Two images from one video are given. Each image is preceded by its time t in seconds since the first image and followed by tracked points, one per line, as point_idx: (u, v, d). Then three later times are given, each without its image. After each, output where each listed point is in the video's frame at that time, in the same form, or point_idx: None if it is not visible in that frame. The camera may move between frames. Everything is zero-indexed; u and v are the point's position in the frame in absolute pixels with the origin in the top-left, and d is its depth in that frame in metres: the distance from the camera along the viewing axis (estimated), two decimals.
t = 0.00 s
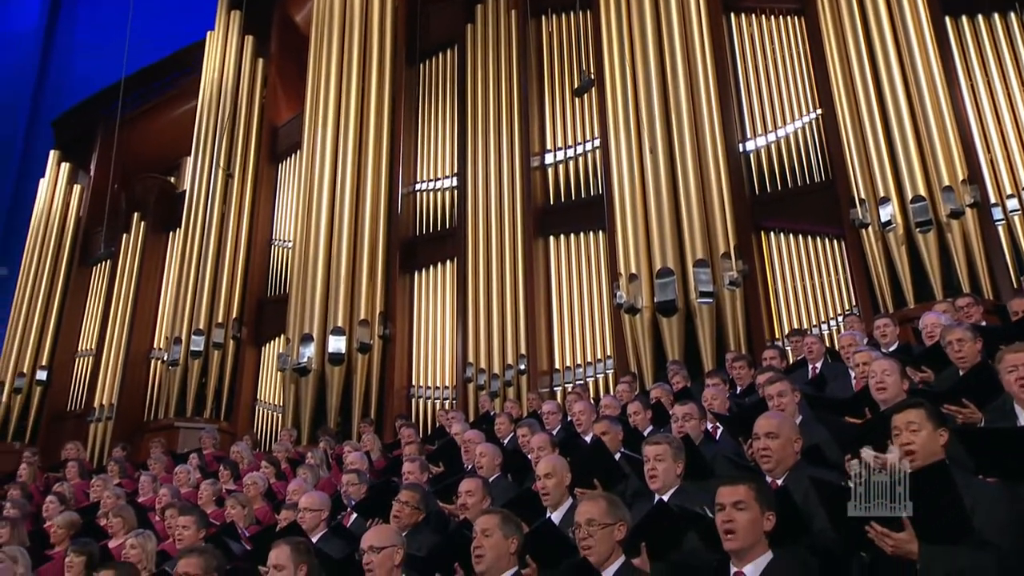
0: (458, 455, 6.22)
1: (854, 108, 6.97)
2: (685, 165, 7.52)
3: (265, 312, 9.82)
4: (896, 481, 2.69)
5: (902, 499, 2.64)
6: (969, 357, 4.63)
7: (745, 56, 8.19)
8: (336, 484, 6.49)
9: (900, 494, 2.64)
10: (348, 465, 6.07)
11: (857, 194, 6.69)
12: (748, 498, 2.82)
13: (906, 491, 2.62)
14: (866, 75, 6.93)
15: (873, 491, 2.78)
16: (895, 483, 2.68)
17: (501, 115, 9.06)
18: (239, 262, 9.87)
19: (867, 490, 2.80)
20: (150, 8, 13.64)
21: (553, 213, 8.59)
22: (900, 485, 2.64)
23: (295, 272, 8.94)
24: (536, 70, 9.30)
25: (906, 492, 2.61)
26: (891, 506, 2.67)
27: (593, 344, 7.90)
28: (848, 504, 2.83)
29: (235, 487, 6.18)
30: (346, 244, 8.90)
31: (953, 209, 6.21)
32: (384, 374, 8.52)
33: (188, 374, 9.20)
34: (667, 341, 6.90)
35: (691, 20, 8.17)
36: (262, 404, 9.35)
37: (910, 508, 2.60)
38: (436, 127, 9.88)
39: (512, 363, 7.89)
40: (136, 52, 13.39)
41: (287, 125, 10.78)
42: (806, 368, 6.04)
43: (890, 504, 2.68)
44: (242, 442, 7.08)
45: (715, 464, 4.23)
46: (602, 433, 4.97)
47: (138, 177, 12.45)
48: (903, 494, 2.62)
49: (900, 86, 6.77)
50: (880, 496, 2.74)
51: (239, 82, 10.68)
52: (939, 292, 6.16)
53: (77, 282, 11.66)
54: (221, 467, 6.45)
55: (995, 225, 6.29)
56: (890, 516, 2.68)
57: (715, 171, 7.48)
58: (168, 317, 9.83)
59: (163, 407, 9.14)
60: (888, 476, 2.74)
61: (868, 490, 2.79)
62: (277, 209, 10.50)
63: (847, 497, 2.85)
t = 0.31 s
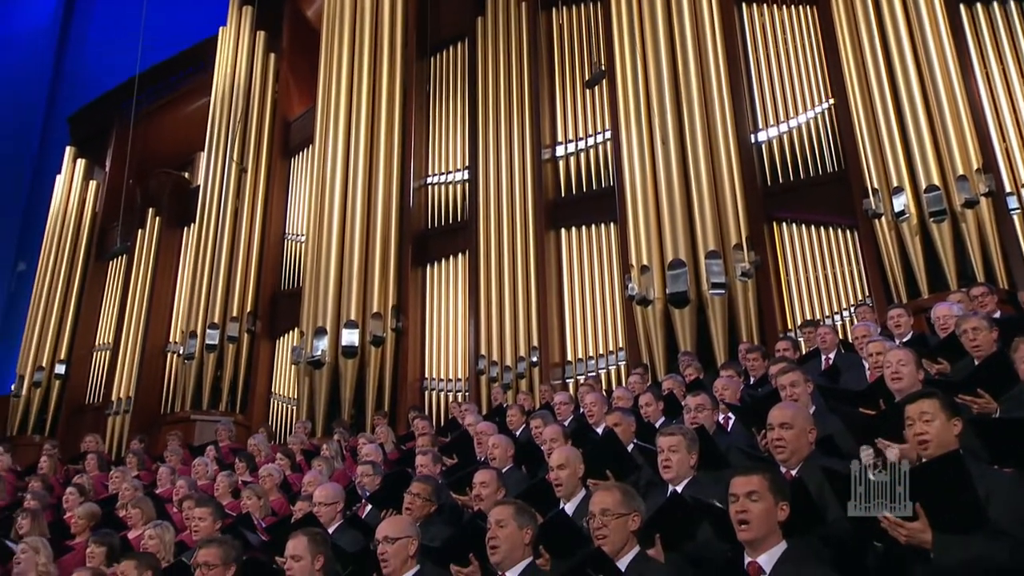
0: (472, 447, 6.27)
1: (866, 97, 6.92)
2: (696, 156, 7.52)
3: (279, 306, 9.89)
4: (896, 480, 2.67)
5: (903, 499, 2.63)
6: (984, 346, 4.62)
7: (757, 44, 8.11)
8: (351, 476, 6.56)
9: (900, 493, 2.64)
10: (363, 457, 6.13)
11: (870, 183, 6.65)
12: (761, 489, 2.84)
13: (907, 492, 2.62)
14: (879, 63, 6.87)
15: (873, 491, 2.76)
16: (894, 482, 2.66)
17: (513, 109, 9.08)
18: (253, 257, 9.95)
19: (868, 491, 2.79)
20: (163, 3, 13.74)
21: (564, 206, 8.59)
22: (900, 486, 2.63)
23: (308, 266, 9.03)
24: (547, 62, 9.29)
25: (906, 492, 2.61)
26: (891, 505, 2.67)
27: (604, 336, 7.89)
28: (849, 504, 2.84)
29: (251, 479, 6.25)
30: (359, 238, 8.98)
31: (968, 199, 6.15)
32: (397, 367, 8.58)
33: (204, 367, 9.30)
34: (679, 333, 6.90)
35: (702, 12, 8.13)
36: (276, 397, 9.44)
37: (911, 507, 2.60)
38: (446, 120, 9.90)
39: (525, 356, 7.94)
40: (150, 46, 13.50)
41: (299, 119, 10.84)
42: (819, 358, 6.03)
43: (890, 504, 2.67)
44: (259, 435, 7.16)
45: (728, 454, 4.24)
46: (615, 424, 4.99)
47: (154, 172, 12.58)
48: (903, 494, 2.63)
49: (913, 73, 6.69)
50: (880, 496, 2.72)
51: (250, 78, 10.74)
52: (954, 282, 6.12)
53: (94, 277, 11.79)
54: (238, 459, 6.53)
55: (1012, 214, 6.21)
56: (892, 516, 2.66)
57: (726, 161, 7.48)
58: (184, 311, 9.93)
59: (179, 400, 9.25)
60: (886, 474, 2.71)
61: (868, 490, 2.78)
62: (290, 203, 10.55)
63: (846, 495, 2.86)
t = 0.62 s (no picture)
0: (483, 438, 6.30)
1: (878, 85, 6.85)
2: (706, 148, 7.52)
3: (291, 300, 9.96)
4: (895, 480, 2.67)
5: (901, 499, 2.64)
6: (997, 337, 4.60)
7: (766, 33, 8.02)
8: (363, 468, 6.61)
9: (900, 493, 2.64)
10: (375, 449, 6.18)
11: (881, 174, 6.60)
12: (771, 480, 2.84)
13: (905, 492, 2.62)
14: (890, 51, 6.78)
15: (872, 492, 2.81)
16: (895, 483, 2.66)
17: (523, 102, 9.10)
18: (265, 252, 10.01)
19: (868, 491, 2.83)
20: None
21: (574, 199, 8.59)
22: (900, 486, 2.63)
23: (319, 260, 9.12)
24: (556, 54, 9.28)
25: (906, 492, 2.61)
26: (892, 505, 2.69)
27: (614, 328, 7.87)
28: (848, 504, 2.89)
29: (265, 472, 6.31)
30: (370, 233, 9.04)
31: (981, 189, 6.08)
32: (409, 360, 8.63)
33: (217, 361, 9.38)
34: (690, 325, 6.91)
35: (712, 3, 8.10)
36: (289, 390, 9.51)
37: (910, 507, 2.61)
38: (456, 114, 9.91)
39: (535, 348, 7.97)
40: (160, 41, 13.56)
41: (309, 114, 10.88)
42: (831, 350, 6.03)
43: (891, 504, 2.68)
44: (273, 428, 7.21)
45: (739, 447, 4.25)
46: (625, 416, 4.99)
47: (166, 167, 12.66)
48: (903, 494, 2.63)
49: (924, 60, 6.59)
50: (879, 496, 2.76)
51: (260, 73, 10.78)
52: (966, 273, 6.07)
53: (109, 272, 11.88)
54: (251, 451, 6.59)
55: None
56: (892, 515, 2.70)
57: (737, 153, 7.47)
58: (196, 305, 10.00)
59: (193, 394, 9.33)
60: (886, 474, 2.73)
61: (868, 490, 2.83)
62: (301, 197, 10.59)
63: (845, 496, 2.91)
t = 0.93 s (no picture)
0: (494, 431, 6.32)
1: (889, 73, 6.78)
2: (716, 141, 7.51)
3: (303, 294, 10.02)
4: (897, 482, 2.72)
5: (902, 499, 2.70)
6: (1008, 328, 4.59)
7: (776, 24, 7.98)
8: (375, 461, 6.65)
9: (899, 494, 2.70)
10: (387, 442, 6.22)
11: (892, 165, 6.56)
12: (782, 470, 2.80)
13: (906, 492, 2.67)
14: (901, 40, 6.72)
15: (872, 491, 2.79)
16: (895, 483, 2.71)
17: (532, 96, 9.13)
18: (276, 247, 10.07)
19: (867, 490, 2.80)
20: None
21: (583, 192, 8.59)
22: (900, 486, 2.69)
23: (330, 255, 9.19)
24: (566, 48, 9.27)
25: (906, 493, 2.67)
26: (892, 507, 2.72)
27: (625, 321, 7.87)
28: (847, 504, 2.83)
29: (277, 465, 6.36)
30: (380, 228, 9.10)
31: (993, 178, 6.01)
32: (419, 354, 8.68)
33: (230, 355, 9.46)
34: (700, 317, 6.91)
35: None
36: (301, 384, 9.58)
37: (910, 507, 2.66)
38: (465, 108, 9.91)
39: (545, 341, 8.01)
40: (172, 37, 13.64)
41: (319, 109, 10.92)
42: (842, 342, 6.02)
43: (890, 504, 2.74)
44: (285, 421, 7.26)
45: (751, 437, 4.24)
46: (635, 409, 4.98)
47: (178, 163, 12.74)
48: (903, 495, 2.69)
49: (936, 48, 6.53)
50: (879, 495, 2.77)
51: (271, 69, 10.83)
52: (979, 264, 6.02)
53: (122, 267, 11.98)
54: (264, 444, 6.65)
55: None
56: (892, 515, 2.74)
57: (746, 144, 7.45)
58: (209, 300, 10.07)
59: (206, 387, 9.40)
60: (884, 474, 2.77)
61: (867, 489, 2.80)
62: (311, 192, 10.63)
63: (845, 496, 2.84)
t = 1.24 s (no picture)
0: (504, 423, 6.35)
1: (899, 62, 6.74)
2: (725, 133, 7.49)
3: (314, 288, 10.06)
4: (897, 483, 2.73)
5: (902, 500, 2.71)
6: (1021, 318, 4.57)
7: (787, 15, 7.94)
8: (386, 453, 6.69)
9: (899, 494, 2.72)
10: (398, 435, 6.26)
11: (904, 155, 6.52)
12: (794, 462, 2.81)
13: (907, 493, 2.70)
14: (913, 30, 6.66)
15: (871, 490, 2.79)
16: (895, 484, 2.72)
17: (541, 88, 9.14)
18: (287, 241, 10.13)
19: (867, 490, 2.80)
20: None
21: (593, 184, 8.59)
22: (901, 486, 2.70)
23: (341, 248, 9.24)
24: (575, 41, 9.25)
25: (908, 493, 2.69)
26: (892, 508, 2.74)
27: (635, 314, 7.87)
28: (847, 504, 2.78)
29: (290, 457, 6.42)
30: (390, 222, 9.14)
31: (1005, 169, 5.94)
32: (430, 347, 8.72)
33: (241, 349, 9.53)
34: (710, 310, 6.92)
35: None
36: (312, 377, 9.64)
37: (911, 508, 2.69)
38: (474, 101, 9.92)
39: (555, 334, 8.03)
40: (182, 33, 13.72)
41: (329, 104, 10.95)
42: (852, 333, 6.01)
43: (890, 504, 2.75)
44: (298, 414, 7.32)
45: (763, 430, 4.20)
46: (646, 400, 4.99)
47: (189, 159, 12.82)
48: (904, 495, 2.71)
49: (947, 36, 6.46)
50: (879, 496, 2.78)
51: (281, 63, 10.87)
52: (991, 255, 5.97)
53: (135, 262, 12.07)
54: (277, 437, 6.71)
55: None
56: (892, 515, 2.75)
57: (756, 135, 7.44)
58: (221, 294, 10.15)
59: (219, 381, 9.48)
60: (885, 474, 2.79)
61: (867, 489, 2.80)
62: (322, 186, 10.67)
63: (846, 495, 2.79)
